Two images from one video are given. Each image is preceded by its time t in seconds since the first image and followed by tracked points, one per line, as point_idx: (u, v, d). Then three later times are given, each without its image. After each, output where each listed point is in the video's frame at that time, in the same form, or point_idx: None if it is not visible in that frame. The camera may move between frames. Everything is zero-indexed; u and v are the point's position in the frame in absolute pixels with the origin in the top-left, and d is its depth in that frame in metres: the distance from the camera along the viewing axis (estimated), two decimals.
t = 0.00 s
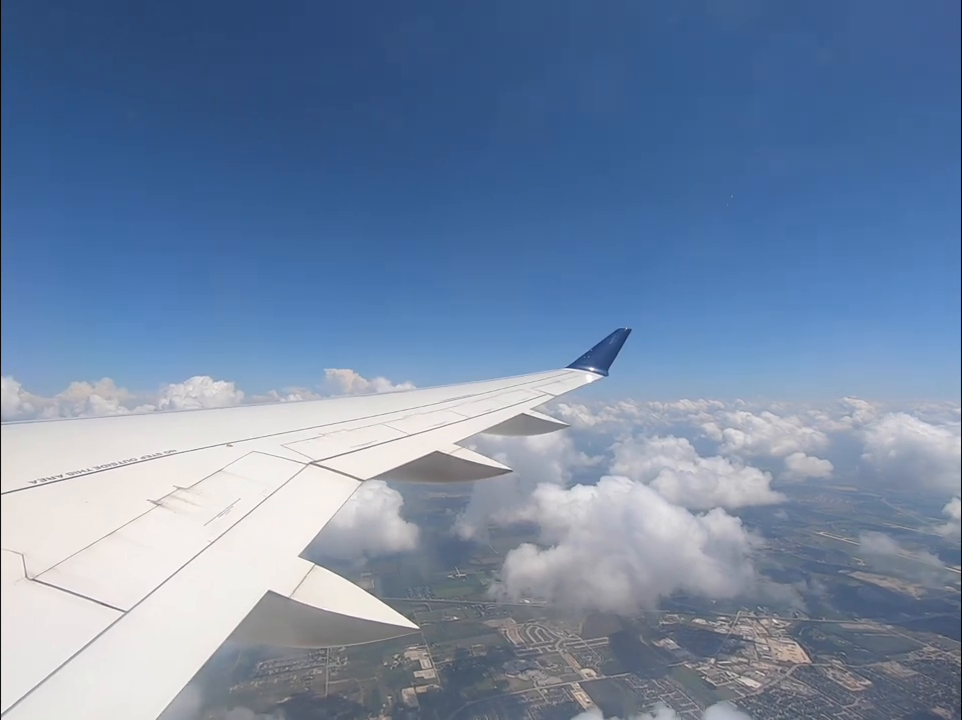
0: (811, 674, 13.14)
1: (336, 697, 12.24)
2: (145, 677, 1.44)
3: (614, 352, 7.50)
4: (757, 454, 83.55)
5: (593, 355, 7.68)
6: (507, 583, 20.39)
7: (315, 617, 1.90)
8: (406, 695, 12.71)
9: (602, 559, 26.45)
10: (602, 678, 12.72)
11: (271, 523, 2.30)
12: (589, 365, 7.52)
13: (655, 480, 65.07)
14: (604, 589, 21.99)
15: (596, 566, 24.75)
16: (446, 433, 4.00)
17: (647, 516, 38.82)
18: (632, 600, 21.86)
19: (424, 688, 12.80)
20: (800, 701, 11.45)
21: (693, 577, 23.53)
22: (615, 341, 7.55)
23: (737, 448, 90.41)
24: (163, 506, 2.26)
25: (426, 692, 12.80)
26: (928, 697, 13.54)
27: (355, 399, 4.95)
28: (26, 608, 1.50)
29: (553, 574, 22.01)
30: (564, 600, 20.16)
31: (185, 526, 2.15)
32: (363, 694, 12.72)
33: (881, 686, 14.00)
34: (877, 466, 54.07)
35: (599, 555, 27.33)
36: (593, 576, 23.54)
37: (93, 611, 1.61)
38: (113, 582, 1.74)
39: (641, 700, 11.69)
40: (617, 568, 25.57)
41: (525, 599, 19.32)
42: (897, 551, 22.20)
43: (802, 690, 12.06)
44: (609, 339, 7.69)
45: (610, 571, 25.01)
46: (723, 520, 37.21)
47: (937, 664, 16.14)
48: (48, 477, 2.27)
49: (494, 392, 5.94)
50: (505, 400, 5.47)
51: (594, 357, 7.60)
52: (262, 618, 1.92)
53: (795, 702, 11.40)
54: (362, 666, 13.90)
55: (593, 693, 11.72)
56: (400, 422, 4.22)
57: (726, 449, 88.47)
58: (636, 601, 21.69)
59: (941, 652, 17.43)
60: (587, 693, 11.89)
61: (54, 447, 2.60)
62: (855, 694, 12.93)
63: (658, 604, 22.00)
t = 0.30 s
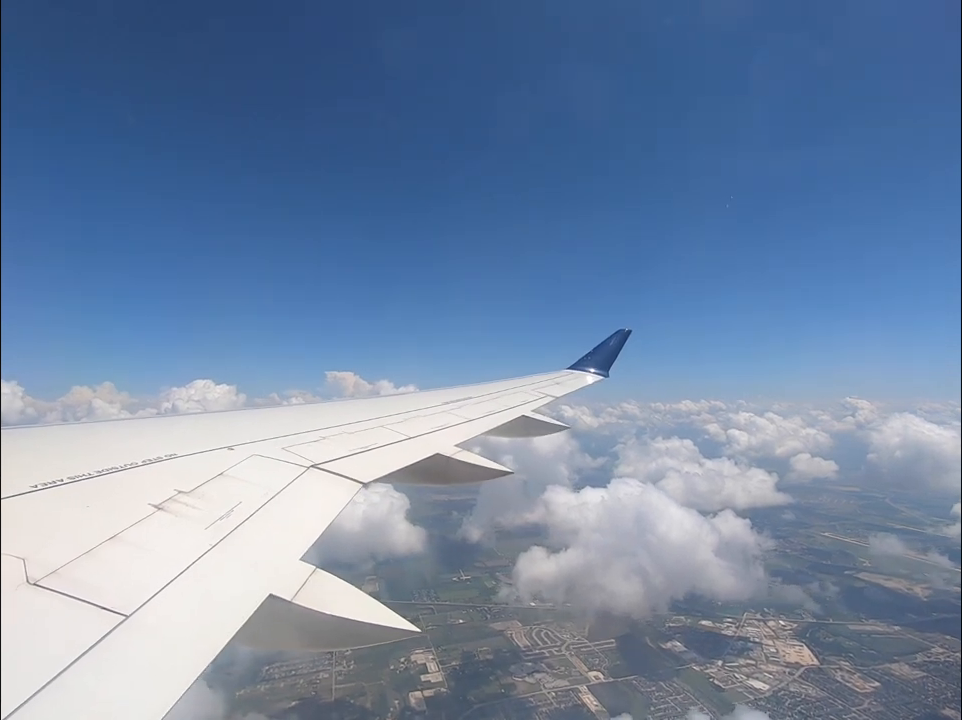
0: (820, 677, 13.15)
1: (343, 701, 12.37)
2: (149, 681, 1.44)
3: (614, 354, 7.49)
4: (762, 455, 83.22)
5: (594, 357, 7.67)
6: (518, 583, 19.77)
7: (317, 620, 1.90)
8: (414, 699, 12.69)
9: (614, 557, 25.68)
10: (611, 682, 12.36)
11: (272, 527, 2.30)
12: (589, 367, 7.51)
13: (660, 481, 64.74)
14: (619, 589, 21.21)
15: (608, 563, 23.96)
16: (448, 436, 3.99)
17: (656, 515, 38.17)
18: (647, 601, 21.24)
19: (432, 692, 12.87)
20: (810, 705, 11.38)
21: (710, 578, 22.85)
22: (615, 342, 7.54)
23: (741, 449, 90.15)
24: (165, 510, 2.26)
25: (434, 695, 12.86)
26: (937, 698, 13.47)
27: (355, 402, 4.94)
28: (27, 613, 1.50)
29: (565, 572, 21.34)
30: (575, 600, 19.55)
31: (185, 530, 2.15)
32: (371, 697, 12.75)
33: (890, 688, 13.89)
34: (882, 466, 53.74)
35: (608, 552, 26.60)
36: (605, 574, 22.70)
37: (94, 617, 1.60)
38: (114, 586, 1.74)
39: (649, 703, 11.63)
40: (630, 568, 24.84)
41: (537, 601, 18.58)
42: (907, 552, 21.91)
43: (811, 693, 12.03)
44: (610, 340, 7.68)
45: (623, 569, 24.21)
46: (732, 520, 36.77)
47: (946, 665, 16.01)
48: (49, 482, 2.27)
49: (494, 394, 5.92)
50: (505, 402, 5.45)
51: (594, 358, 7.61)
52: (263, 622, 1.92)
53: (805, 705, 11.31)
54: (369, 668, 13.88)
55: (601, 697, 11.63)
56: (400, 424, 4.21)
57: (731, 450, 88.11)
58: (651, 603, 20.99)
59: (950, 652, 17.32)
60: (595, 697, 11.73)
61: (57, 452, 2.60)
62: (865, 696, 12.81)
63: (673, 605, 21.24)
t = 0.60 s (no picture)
0: (828, 677, 13.22)
1: (350, 704, 12.43)
2: (152, 679, 1.45)
3: (614, 355, 7.48)
4: (767, 455, 82.98)
5: (594, 358, 7.66)
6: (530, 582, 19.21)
7: (317, 622, 1.90)
8: (421, 702, 12.48)
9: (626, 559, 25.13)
10: (617, 683, 12.95)
11: (271, 529, 2.30)
12: (589, 368, 7.51)
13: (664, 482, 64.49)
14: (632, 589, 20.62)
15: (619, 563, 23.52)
16: (448, 437, 3.97)
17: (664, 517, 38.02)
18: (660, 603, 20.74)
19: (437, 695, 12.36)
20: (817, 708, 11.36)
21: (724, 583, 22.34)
22: (615, 343, 7.54)
23: (747, 449, 89.94)
24: (165, 512, 2.26)
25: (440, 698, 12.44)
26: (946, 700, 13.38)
27: (356, 403, 4.94)
28: (27, 615, 1.50)
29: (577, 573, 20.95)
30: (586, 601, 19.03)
31: (186, 532, 2.16)
32: (376, 700, 13.03)
33: (899, 689, 13.76)
34: (887, 465, 53.53)
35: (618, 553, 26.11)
36: (617, 574, 22.43)
37: (96, 618, 1.61)
38: (115, 589, 1.74)
39: (656, 705, 11.82)
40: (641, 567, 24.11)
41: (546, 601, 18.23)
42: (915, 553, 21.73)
43: (819, 694, 12.10)
44: (610, 341, 7.68)
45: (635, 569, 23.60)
46: (739, 521, 36.48)
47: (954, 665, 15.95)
48: (49, 484, 2.27)
49: (495, 395, 5.91)
50: (506, 404, 5.45)
51: (595, 359, 7.60)
52: (263, 625, 1.91)
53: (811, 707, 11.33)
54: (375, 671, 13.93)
55: (608, 699, 12.04)
56: (401, 426, 4.21)
57: (736, 450, 87.79)
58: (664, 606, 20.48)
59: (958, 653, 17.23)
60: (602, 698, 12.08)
61: (59, 454, 2.61)
62: (874, 697, 12.73)
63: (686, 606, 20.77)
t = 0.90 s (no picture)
0: (835, 680, 13.33)
1: (355, 707, 12.42)
2: (152, 682, 1.45)
3: (614, 355, 7.48)
4: (771, 456, 82.85)
5: (595, 359, 7.66)
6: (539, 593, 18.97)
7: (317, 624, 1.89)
8: (427, 705, 12.42)
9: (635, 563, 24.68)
10: (623, 686, 12.89)
11: (271, 530, 2.30)
12: (589, 369, 7.52)
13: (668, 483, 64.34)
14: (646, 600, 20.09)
15: (630, 569, 23.32)
16: (448, 439, 3.97)
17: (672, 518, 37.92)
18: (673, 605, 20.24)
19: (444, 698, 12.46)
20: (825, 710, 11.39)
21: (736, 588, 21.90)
22: (615, 344, 7.54)
23: (751, 451, 89.81)
24: (166, 514, 2.26)
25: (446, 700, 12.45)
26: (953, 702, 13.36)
27: (357, 405, 4.95)
28: (28, 619, 1.50)
29: (585, 582, 20.68)
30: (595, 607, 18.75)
31: (186, 534, 2.15)
32: (383, 703, 12.57)
33: (906, 691, 13.69)
34: (892, 466, 53.28)
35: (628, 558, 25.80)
36: (629, 579, 22.25)
37: (97, 620, 1.61)
38: (116, 591, 1.75)
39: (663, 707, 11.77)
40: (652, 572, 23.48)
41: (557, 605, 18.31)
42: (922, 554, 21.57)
43: (826, 697, 12.11)
44: (610, 342, 7.68)
45: (646, 574, 23.16)
46: (747, 523, 36.19)
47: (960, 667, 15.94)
48: (49, 486, 2.27)
49: (495, 397, 5.89)
50: (507, 405, 5.45)
51: (595, 361, 7.59)
52: (263, 626, 1.91)
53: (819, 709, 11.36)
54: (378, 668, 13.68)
55: (613, 700, 12.02)
56: (402, 427, 4.21)
57: (741, 452, 87.46)
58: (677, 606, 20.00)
59: None
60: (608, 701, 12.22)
61: (59, 457, 2.61)
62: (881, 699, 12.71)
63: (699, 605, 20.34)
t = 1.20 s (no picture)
0: (840, 682, 13.42)
1: (360, 711, 12.22)
2: (151, 685, 1.44)
3: (614, 356, 7.48)
4: (775, 458, 82.72)
5: (596, 359, 7.64)
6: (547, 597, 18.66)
7: (316, 626, 1.89)
8: (432, 706, 11.82)
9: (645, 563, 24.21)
10: (629, 689, 12.88)
11: (271, 531, 2.30)
12: (589, 370, 7.51)
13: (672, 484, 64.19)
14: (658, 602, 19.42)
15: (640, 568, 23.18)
16: (448, 440, 3.98)
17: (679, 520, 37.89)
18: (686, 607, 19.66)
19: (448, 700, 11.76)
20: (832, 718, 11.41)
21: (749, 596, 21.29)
22: (615, 345, 7.54)
23: (755, 452, 89.70)
24: (165, 515, 2.26)
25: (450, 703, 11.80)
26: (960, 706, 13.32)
27: (357, 406, 4.95)
28: (28, 621, 1.50)
29: (594, 584, 20.21)
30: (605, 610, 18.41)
31: (185, 535, 2.15)
32: (387, 706, 12.51)
33: (912, 694, 13.63)
34: (896, 467, 53.08)
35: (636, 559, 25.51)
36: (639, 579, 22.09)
37: (96, 622, 1.60)
38: (115, 592, 1.74)
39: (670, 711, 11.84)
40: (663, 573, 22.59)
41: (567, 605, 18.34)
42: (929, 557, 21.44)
43: (832, 701, 12.40)
44: (610, 342, 7.70)
45: (656, 575, 22.59)
46: (757, 525, 35.89)
47: None
48: (46, 487, 2.26)
49: (494, 398, 5.90)
50: (506, 406, 5.47)
51: (594, 363, 7.58)
52: (262, 627, 1.91)
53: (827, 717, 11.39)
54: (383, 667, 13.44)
55: (619, 701, 12.27)
56: (401, 429, 4.21)
57: (745, 454, 87.13)
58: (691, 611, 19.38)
59: None
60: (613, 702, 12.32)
61: (60, 457, 2.62)
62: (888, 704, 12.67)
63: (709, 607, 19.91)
